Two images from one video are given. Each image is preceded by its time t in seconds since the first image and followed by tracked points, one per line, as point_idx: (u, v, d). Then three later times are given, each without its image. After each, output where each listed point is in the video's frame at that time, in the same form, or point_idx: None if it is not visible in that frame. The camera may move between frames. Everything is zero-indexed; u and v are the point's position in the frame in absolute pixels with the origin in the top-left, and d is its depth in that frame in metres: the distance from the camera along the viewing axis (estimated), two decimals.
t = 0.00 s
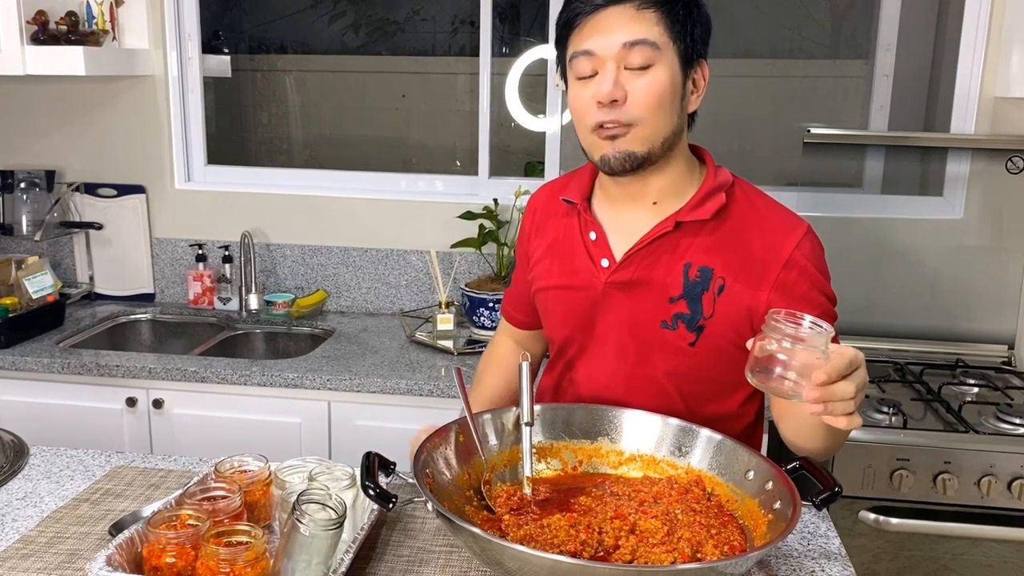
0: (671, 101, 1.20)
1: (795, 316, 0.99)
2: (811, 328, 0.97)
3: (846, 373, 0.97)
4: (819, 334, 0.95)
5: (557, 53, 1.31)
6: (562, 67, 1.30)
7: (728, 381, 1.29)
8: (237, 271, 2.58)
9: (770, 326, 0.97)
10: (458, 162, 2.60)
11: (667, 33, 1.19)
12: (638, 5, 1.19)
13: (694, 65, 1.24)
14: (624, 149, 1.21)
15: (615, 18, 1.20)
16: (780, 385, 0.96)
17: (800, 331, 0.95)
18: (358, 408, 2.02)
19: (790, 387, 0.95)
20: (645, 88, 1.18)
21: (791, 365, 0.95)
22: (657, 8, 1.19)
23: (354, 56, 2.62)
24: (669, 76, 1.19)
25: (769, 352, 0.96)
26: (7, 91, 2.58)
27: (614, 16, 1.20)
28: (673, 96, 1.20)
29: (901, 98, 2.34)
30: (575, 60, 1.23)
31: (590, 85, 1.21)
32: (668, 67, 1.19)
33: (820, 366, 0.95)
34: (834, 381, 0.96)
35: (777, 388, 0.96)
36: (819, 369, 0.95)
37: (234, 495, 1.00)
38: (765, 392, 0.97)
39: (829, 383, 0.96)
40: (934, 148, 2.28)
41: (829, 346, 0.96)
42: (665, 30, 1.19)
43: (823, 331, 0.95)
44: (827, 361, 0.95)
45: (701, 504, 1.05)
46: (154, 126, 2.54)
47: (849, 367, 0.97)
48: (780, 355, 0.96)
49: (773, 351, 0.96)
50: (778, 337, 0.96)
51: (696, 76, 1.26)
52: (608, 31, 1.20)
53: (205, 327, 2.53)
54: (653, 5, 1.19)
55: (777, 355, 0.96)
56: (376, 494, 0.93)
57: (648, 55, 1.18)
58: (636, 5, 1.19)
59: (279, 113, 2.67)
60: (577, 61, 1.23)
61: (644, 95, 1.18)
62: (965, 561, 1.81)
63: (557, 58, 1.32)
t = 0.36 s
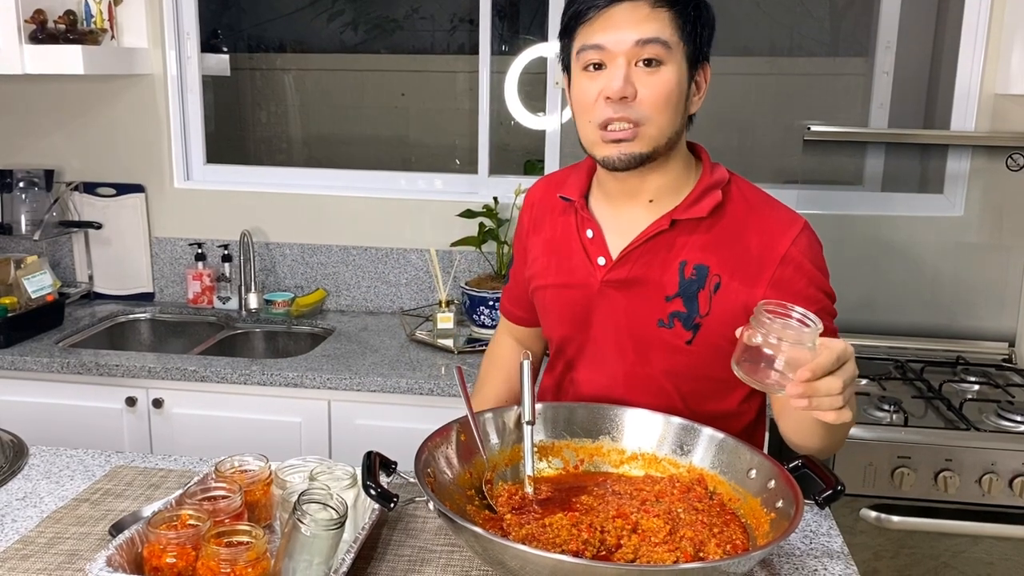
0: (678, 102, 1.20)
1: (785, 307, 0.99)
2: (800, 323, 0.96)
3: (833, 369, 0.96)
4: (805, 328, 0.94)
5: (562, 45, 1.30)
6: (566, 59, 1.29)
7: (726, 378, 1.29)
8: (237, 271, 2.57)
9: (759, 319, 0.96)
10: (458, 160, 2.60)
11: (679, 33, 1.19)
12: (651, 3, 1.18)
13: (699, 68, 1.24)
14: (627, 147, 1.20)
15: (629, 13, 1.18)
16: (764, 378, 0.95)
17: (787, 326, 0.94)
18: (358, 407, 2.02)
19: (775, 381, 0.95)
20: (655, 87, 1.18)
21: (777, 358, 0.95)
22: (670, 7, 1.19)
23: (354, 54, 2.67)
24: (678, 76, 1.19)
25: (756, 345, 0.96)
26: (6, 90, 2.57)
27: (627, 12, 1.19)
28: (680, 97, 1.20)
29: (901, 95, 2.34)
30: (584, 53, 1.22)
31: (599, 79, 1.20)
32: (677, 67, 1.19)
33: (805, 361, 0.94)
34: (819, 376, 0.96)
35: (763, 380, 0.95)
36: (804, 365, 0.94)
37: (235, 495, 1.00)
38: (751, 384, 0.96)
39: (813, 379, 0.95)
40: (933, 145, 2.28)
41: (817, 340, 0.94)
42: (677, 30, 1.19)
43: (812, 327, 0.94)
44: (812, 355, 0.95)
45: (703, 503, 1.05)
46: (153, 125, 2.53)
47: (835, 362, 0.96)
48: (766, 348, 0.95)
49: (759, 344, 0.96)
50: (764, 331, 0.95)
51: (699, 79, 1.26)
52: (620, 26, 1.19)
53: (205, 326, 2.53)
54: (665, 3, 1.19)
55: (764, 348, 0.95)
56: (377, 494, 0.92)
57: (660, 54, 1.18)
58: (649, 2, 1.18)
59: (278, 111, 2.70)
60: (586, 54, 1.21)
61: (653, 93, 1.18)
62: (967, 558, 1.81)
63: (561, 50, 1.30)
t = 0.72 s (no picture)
0: (676, 101, 1.19)
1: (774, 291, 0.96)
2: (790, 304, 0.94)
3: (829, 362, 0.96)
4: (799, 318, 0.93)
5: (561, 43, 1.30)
6: (565, 57, 1.29)
7: (723, 380, 1.29)
8: (235, 271, 2.57)
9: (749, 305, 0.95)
10: (456, 160, 2.60)
11: (677, 32, 1.18)
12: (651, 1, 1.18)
13: (698, 68, 1.24)
14: (623, 146, 1.20)
15: (627, 12, 1.18)
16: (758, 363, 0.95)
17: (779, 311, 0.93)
18: (356, 408, 2.02)
19: (770, 365, 0.94)
20: (653, 85, 1.17)
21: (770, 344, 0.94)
22: (670, 7, 1.19)
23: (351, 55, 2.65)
24: (675, 76, 1.18)
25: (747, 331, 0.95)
26: (3, 90, 2.57)
27: (626, 10, 1.19)
28: (678, 97, 1.20)
29: (899, 94, 2.34)
30: (582, 50, 1.21)
31: (596, 77, 1.20)
32: (676, 66, 1.18)
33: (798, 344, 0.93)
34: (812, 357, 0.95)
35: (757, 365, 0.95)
36: (796, 348, 0.94)
37: (232, 496, 1.00)
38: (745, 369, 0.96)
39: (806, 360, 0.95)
40: (931, 145, 2.28)
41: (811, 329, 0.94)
42: (676, 29, 1.18)
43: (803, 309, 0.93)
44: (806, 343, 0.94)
45: (701, 504, 1.05)
46: (150, 125, 2.53)
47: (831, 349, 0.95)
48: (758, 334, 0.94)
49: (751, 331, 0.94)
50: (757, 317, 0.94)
51: (698, 80, 1.25)
52: (618, 23, 1.18)
53: (202, 326, 2.53)
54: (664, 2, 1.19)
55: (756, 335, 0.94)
56: (374, 496, 0.92)
57: (658, 52, 1.17)
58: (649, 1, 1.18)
59: (276, 111, 2.69)
60: (584, 51, 1.21)
61: (650, 92, 1.18)
62: (965, 557, 1.80)
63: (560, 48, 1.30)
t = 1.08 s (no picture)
0: (660, 110, 1.19)
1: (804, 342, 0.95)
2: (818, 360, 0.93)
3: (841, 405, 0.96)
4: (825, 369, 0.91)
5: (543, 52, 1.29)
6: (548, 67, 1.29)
7: (718, 381, 1.29)
8: (231, 271, 2.57)
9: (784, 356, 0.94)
10: (454, 159, 2.62)
11: (657, 40, 1.18)
12: (629, 10, 1.18)
13: (683, 72, 1.24)
14: (610, 161, 1.21)
15: (606, 23, 1.18)
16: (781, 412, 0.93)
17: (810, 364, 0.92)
18: (352, 408, 2.02)
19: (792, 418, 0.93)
20: (634, 97, 1.18)
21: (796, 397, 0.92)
22: (649, 14, 1.18)
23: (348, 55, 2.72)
24: (657, 85, 1.18)
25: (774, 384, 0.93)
26: None
27: (604, 21, 1.18)
28: (662, 105, 1.20)
29: (895, 93, 2.34)
30: (563, 63, 1.21)
31: (578, 90, 1.20)
32: (658, 75, 1.18)
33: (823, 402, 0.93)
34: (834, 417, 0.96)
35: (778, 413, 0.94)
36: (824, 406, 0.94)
37: (226, 497, 1.00)
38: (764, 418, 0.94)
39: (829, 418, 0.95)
40: (928, 144, 2.28)
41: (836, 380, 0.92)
42: (656, 37, 1.18)
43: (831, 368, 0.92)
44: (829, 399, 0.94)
45: (695, 504, 1.05)
46: (146, 126, 2.52)
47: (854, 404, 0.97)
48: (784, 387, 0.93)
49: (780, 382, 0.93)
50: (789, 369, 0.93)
51: (684, 83, 1.25)
52: (598, 36, 1.18)
53: (199, 326, 2.52)
54: (644, 10, 1.18)
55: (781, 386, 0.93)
56: (367, 497, 0.92)
57: (638, 63, 1.17)
58: (627, 10, 1.18)
59: (273, 111, 2.73)
60: (565, 64, 1.21)
61: (633, 103, 1.18)
62: (961, 557, 1.80)
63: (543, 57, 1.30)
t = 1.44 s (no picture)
0: (658, 102, 1.19)
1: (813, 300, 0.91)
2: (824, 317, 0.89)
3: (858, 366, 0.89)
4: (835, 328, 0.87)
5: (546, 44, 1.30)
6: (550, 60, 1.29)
7: (716, 378, 1.29)
8: (229, 270, 2.57)
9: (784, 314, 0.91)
10: (452, 159, 2.64)
11: (658, 33, 1.18)
12: (631, 2, 1.18)
13: (682, 67, 1.24)
14: (607, 151, 1.21)
15: (608, 14, 1.19)
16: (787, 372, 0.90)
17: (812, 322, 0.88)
18: (350, 408, 2.02)
19: (801, 377, 0.89)
20: (632, 88, 1.18)
21: (800, 356, 0.89)
22: (650, 7, 1.18)
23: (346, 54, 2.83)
24: (657, 77, 1.18)
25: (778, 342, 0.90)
26: None
27: (606, 12, 1.19)
28: (661, 98, 1.20)
29: (893, 92, 2.34)
30: (564, 54, 1.22)
31: (577, 81, 1.20)
32: (658, 67, 1.19)
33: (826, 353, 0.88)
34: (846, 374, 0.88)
35: (787, 377, 0.89)
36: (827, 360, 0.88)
37: (222, 496, 1.00)
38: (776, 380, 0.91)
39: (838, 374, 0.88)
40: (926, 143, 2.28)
41: (845, 338, 0.88)
42: (657, 30, 1.18)
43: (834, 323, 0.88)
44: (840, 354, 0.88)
45: (691, 502, 1.05)
46: (143, 125, 2.52)
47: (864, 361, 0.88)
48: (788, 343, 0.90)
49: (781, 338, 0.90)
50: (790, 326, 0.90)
51: (684, 78, 1.25)
52: (599, 27, 1.19)
53: (197, 326, 2.53)
54: (646, 3, 1.18)
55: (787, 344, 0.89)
56: (363, 495, 0.92)
57: (638, 54, 1.18)
58: (629, 2, 1.18)
59: (270, 111, 2.77)
60: (566, 54, 1.22)
61: (632, 94, 1.18)
62: (959, 555, 1.81)
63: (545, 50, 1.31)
